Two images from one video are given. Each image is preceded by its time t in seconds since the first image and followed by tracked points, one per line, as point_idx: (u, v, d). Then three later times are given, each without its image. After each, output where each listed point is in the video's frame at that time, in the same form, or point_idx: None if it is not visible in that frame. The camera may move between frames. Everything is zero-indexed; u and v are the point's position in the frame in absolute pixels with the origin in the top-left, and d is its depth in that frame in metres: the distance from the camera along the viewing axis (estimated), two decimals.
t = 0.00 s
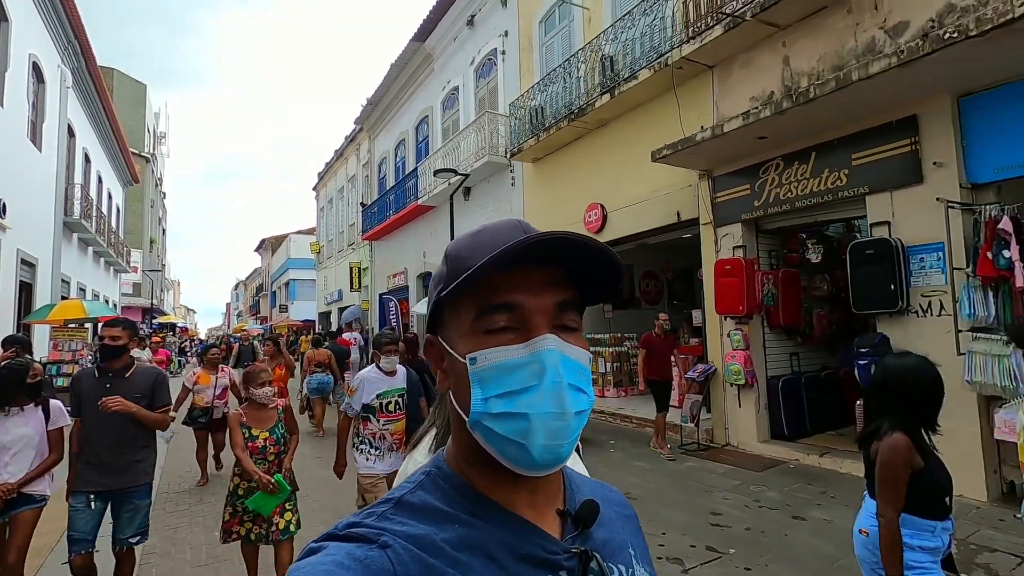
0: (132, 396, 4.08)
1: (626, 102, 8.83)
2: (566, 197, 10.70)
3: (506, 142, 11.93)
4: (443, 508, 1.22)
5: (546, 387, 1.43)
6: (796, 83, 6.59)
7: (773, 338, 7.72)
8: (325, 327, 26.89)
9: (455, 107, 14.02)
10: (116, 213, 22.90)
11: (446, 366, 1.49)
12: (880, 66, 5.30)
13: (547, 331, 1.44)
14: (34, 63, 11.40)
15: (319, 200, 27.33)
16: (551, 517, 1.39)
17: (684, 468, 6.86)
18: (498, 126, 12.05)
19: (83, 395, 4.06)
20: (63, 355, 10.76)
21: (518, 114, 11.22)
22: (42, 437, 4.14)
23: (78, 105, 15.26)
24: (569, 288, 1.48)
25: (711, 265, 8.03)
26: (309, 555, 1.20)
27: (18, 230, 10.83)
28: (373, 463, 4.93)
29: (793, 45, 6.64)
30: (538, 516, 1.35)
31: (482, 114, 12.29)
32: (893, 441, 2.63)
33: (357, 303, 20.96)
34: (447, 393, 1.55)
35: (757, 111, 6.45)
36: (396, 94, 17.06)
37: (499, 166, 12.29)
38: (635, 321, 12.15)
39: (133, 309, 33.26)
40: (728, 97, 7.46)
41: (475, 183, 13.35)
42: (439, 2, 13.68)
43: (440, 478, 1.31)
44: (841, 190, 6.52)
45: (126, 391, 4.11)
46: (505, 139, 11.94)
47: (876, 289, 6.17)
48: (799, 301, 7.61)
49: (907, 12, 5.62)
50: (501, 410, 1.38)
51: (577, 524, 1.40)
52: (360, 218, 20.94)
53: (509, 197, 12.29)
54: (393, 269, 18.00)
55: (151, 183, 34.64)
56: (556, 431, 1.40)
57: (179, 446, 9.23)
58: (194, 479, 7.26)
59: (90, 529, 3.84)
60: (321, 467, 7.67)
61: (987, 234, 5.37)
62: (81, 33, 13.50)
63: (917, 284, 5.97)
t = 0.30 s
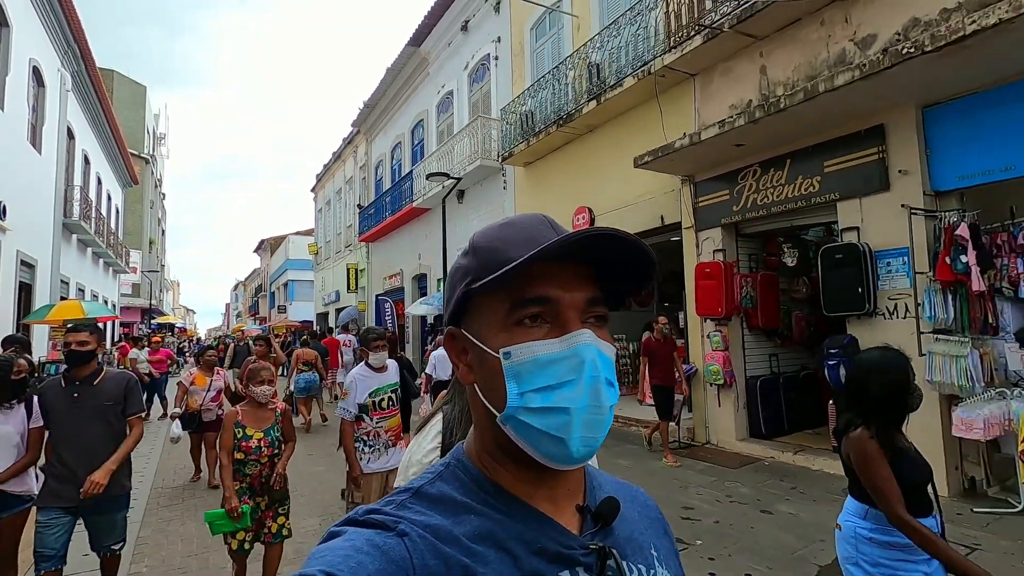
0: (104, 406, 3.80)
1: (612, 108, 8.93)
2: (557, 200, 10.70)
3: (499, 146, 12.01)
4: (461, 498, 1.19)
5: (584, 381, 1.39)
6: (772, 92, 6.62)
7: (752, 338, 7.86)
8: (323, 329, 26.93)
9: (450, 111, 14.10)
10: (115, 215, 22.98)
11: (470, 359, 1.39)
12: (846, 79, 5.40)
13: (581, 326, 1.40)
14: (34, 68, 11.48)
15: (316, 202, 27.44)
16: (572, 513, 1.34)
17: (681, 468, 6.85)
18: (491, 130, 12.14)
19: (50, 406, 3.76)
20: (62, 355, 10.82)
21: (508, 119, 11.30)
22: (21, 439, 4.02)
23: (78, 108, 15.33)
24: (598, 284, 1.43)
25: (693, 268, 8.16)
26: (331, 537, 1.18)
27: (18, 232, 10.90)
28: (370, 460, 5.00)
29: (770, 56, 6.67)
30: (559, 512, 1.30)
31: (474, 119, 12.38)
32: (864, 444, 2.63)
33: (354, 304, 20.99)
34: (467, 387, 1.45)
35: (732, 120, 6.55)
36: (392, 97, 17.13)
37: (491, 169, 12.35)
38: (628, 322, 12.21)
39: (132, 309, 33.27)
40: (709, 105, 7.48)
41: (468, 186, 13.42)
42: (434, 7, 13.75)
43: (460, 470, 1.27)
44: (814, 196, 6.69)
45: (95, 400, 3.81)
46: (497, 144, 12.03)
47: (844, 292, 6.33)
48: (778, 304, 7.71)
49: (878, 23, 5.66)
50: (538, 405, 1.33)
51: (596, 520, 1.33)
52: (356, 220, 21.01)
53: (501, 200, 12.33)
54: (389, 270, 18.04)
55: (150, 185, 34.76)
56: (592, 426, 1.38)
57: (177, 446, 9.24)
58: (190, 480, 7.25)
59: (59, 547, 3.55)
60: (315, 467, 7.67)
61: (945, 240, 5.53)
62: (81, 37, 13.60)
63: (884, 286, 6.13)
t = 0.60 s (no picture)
0: (82, 403, 3.76)
1: (601, 113, 9.02)
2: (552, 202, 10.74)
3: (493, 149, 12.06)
4: (474, 490, 1.18)
5: (599, 369, 1.37)
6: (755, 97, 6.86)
7: (737, 338, 8.01)
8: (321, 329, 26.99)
9: (446, 114, 14.16)
10: (115, 216, 23.04)
11: (481, 347, 1.38)
12: (817, 88, 5.60)
13: (594, 312, 1.38)
14: (36, 71, 11.53)
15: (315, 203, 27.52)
16: (585, 500, 1.31)
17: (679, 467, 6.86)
18: (486, 133, 12.21)
19: (25, 402, 3.67)
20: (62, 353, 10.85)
21: (502, 120, 11.35)
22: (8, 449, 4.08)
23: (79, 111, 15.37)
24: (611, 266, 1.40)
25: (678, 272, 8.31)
26: (343, 532, 1.17)
27: (19, 233, 10.96)
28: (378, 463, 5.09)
29: (752, 62, 6.90)
30: (572, 500, 1.28)
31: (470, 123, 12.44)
32: (879, 454, 2.56)
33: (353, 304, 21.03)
34: (478, 375, 1.43)
35: (713, 126, 6.70)
36: (389, 99, 17.19)
37: (486, 172, 12.40)
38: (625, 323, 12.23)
39: (132, 309, 33.32)
40: (697, 110, 7.69)
41: (464, 188, 13.48)
42: (431, 10, 13.82)
43: (472, 460, 1.26)
44: (793, 200, 6.84)
45: (73, 396, 3.75)
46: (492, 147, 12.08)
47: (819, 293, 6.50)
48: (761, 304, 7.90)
49: (853, 33, 5.92)
50: (551, 394, 1.31)
51: (612, 505, 1.31)
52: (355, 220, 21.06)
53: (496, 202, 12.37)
54: (386, 271, 18.09)
55: (151, 186, 34.82)
56: (606, 414, 1.36)
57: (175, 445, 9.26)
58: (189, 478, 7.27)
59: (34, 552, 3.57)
60: (313, 466, 7.70)
61: (914, 242, 5.72)
62: (81, 41, 13.66)
63: (859, 288, 6.27)
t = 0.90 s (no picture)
0: (81, 410, 3.74)
1: (587, 120, 9.12)
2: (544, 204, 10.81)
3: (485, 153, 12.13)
4: (465, 483, 1.18)
5: (583, 359, 1.38)
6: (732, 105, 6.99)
7: (717, 336, 8.09)
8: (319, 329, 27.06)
9: (441, 117, 14.23)
10: (114, 217, 23.09)
11: (466, 342, 1.40)
12: (786, 99, 5.73)
13: (577, 303, 1.40)
14: (37, 75, 11.59)
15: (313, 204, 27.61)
16: (575, 491, 1.32)
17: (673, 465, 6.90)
18: (479, 137, 12.29)
19: (22, 405, 3.64)
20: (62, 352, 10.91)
21: (494, 124, 11.43)
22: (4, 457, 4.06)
23: (79, 113, 15.41)
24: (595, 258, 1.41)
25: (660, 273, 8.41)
26: (335, 530, 1.17)
27: (21, 234, 11.01)
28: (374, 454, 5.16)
29: (731, 72, 7.01)
30: (562, 492, 1.28)
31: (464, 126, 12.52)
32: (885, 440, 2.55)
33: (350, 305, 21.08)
34: (465, 372, 1.45)
35: (690, 134, 6.80)
36: (386, 102, 17.25)
37: (478, 175, 12.48)
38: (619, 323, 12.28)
39: (131, 308, 33.38)
40: (679, 116, 7.81)
41: (457, 190, 13.56)
42: (425, 15, 13.87)
43: (464, 454, 1.27)
44: (768, 205, 6.93)
45: (72, 404, 3.73)
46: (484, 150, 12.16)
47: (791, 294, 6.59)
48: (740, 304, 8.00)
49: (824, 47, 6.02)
50: (536, 383, 1.33)
51: (603, 496, 1.30)
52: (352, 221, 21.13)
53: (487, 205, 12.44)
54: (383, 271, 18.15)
55: (150, 186, 34.88)
56: (591, 403, 1.36)
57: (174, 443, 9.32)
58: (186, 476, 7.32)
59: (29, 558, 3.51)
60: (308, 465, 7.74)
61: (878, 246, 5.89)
62: (82, 46, 13.73)
63: (829, 288, 6.37)
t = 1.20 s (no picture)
0: (66, 410, 3.69)
1: (574, 126, 9.19)
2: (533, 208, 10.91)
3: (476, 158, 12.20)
4: (438, 488, 1.23)
5: (550, 382, 1.44)
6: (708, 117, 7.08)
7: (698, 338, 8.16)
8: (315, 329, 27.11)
9: (434, 121, 14.30)
10: (111, 218, 23.12)
11: (448, 353, 1.48)
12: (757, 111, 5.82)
13: (553, 323, 1.45)
14: (34, 79, 11.63)
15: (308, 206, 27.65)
16: (550, 501, 1.39)
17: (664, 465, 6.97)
18: (471, 142, 12.37)
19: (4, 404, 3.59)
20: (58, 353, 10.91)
21: (485, 128, 11.50)
22: None
23: (76, 116, 15.44)
24: (574, 278, 1.47)
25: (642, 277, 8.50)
26: (305, 531, 1.22)
27: (18, 235, 11.05)
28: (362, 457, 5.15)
29: (709, 83, 7.08)
30: (536, 501, 1.35)
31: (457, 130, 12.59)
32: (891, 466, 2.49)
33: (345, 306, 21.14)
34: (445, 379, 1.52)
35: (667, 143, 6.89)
36: (381, 106, 17.32)
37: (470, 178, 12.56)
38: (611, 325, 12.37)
39: (127, 309, 33.39)
40: (660, 125, 7.89)
41: (450, 194, 13.63)
42: (419, 20, 13.94)
43: (439, 460, 1.32)
44: (744, 212, 7.03)
45: (58, 403, 3.69)
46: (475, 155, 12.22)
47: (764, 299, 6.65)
48: (721, 307, 8.11)
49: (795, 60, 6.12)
50: (504, 403, 1.39)
51: (575, 506, 1.38)
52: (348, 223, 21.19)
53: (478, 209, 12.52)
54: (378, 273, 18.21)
55: (147, 187, 34.91)
56: (559, 425, 1.42)
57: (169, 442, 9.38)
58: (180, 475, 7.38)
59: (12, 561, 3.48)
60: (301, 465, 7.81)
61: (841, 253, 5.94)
62: (79, 50, 13.76)
63: (799, 293, 6.46)
